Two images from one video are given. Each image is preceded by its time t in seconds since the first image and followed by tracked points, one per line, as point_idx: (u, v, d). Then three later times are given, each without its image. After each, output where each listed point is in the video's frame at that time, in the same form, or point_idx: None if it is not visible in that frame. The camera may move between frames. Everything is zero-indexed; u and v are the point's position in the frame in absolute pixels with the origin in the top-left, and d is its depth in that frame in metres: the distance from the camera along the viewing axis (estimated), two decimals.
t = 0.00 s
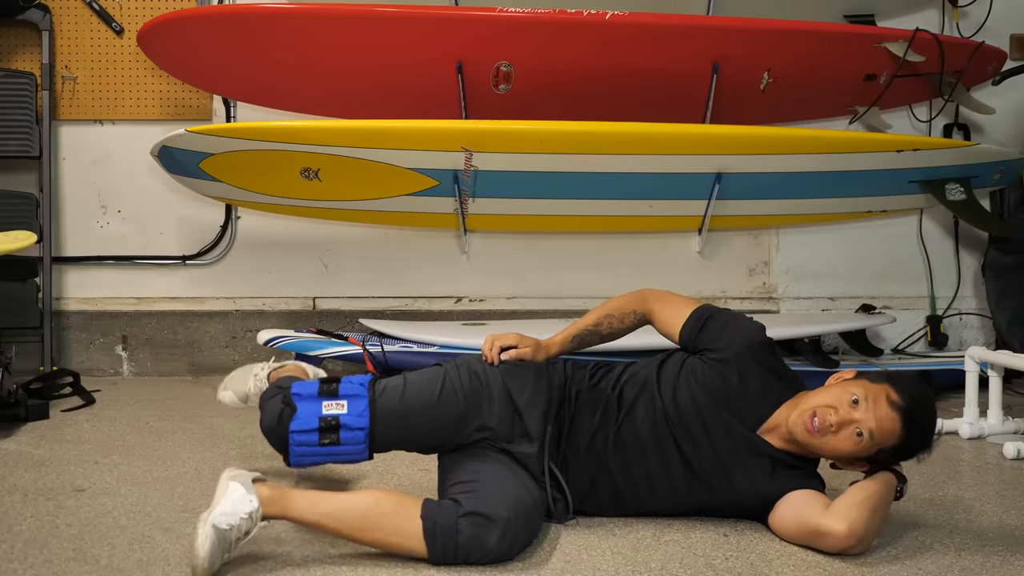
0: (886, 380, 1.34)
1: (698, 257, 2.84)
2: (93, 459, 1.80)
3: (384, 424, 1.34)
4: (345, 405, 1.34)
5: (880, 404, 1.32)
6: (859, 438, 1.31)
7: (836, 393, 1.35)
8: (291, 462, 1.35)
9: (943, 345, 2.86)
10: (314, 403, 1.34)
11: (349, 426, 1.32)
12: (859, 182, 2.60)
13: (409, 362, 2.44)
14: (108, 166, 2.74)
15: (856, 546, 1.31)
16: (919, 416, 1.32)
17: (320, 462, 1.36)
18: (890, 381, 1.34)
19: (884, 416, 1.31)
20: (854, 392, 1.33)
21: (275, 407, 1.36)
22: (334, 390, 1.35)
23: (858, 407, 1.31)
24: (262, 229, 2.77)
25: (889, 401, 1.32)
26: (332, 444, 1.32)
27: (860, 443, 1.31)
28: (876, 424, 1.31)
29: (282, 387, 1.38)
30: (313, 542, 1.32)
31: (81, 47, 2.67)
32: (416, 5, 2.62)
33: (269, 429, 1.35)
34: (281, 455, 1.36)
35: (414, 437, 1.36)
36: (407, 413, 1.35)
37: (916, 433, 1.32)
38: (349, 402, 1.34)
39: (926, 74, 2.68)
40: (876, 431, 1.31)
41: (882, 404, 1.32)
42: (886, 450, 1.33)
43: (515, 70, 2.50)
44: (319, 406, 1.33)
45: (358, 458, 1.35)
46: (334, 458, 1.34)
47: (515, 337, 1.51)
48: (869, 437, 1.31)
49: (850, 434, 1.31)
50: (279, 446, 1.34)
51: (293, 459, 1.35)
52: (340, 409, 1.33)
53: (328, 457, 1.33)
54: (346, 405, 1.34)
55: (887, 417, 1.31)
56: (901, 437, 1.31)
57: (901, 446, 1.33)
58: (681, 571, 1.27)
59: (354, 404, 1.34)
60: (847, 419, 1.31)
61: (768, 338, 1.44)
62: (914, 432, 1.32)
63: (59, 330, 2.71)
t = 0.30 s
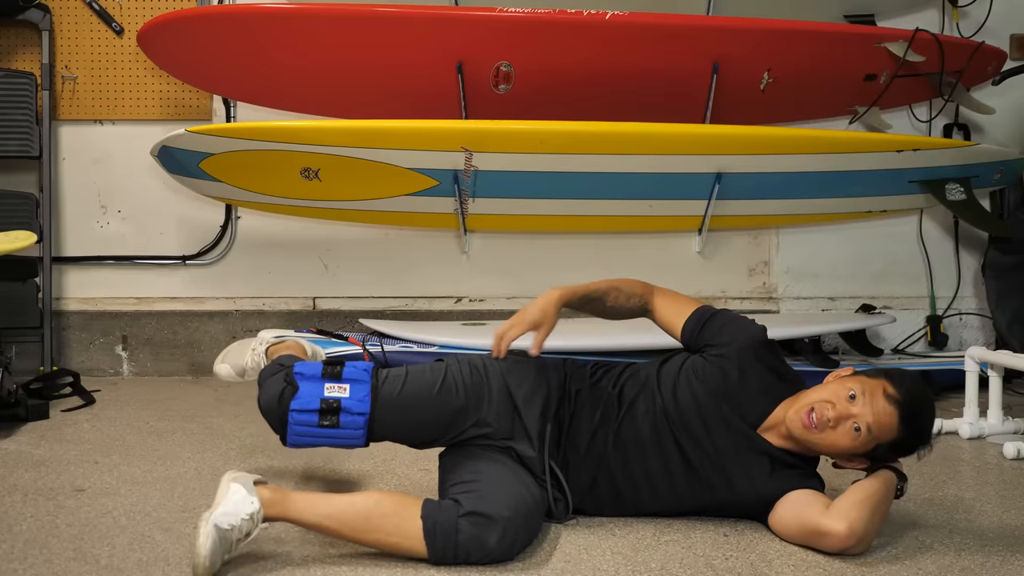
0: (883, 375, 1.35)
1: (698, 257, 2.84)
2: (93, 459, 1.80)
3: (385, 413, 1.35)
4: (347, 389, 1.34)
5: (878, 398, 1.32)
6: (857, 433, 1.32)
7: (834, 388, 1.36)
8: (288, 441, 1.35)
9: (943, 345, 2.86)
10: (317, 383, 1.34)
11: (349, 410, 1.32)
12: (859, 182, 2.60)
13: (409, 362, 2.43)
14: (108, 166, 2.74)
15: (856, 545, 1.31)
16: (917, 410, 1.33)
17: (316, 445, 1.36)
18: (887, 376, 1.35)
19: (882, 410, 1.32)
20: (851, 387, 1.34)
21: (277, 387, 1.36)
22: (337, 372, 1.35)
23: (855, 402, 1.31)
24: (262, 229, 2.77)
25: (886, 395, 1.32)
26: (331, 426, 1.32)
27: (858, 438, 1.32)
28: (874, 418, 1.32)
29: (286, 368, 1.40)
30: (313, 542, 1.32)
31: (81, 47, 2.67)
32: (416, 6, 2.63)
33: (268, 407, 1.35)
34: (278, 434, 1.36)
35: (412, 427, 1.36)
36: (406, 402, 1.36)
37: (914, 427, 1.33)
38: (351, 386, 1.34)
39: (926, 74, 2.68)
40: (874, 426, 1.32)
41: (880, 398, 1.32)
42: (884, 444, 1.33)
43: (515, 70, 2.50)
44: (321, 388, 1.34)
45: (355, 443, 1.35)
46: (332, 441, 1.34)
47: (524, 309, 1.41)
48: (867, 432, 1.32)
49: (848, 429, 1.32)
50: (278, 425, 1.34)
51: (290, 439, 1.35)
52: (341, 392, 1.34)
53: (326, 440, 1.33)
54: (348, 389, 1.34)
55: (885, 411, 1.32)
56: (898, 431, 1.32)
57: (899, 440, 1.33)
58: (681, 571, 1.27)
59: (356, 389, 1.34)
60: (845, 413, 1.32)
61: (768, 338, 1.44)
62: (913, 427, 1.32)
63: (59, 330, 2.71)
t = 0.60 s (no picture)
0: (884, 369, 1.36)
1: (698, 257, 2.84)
2: (93, 459, 1.80)
3: (383, 399, 1.33)
4: (348, 368, 1.32)
5: (879, 388, 1.33)
6: (857, 422, 1.32)
7: (835, 379, 1.36)
8: (284, 416, 1.33)
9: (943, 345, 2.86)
10: (320, 360, 1.33)
11: (349, 390, 1.31)
12: (859, 182, 2.60)
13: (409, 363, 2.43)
14: (108, 166, 2.74)
15: (859, 544, 1.30)
16: (917, 403, 1.33)
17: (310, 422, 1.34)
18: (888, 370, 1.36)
19: (882, 400, 1.32)
20: (852, 377, 1.35)
21: (279, 361, 1.34)
22: (341, 352, 1.34)
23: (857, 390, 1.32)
24: (262, 229, 2.77)
25: (887, 386, 1.33)
26: (329, 404, 1.31)
27: (857, 427, 1.32)
28: (874, 407, 1.32)
29: (290, 342, 1.38)
30: (313, 543, 1.32)
31: (81, 47, 2.67)
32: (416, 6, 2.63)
33: (268, 380, 1.33)
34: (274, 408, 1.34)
35: (410, 417, 1.35)
36: (407, 390, 1.35)
37: (915, 421, 1.33)
38: (353, 366, 1.33)
39: (926, 74, 2.68)
40: (874, 415, 1.32)
41: (881, 389, 1.33)
42: (885, 437, 1.33)
43: (515, 70, 2.50)
44: (323, 365, 1.32)
45: (349, 425, 1.34)
46: (327, 420, 1.32)
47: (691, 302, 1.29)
48: (867, 421, 1.32)
49: (848, 418, 1.32)
50: (275, 399, 1.32)
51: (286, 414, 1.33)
52: (343, 371, 1.32)
53: (321, 418, 1.32)
54: (349, 368, 1.33)
55: (886, 401, 1.32)
56: (898, 422, 1.33)
57: (899, 434, 1.33)
58: (681, 571, 1.27)
59: (357, 370, 1.33)
60: (846, 401, 1.32)
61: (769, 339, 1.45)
62: (913, 420, 1.33)
63: (59, 330, 2.71)
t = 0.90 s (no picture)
0: (883, 373, 1.36)
1: (698, 257, 2.84)
2: (93, 459, 1.80)
3: (381, 382, 1.32)
4: (351, 347, 1.31)
5: (877, 394, 1.33)
6: (854, 428, 1.32)
7: (833, 384, 1.36)
8: (283, 388, 1.32)
9: (943, 345, 2.86)
10: (325, 336, 1.32)
11: (348, 367, 1.30)
12: (860, 182, 2.60)
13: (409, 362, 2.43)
14: (108, 166, 2.74)
15: (857, 545, 1.30)
16: (917, 408, 1.33)
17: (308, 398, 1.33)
18: (886, 373, 1.36)
19: (880, 406, 1.32)
20: (850, 382, 1.34)
21: (284, 332, 1.34)
22: (346, 330, 1.33)
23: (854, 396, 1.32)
24: (261, 229, 2.77)
25: (885, 391, 1.33)
26: (328, 378, 1.29)
27: (854, 432, 1.32)
28: (870, 414, 1.32)
29: (298, 317, 1.37)
30: (312, 543, 1.32)
31: (81, 47, 2.67)
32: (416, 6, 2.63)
33: (270, 349, 1.32)
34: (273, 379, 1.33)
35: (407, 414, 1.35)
36: (405, 376, 1.33)
37: (914, 425, 1.33)
38: (356, 345, 1.32)
39: (926, 74, 2.68)
40: (871, 421, 1.32)
41: (879, 394, 1.33)
42: (883, 441, 1.33)
43: (515, 70, 2.50)
44: (327, 340, 1.31)
45: (346, 404, 1.32)
46: (325, 396, 1.31)
47: (575, 241, 1.32)
48: (863, 427, 1.32)
49: (845, 423, 1.32)
50: (275, 372, 1.31)
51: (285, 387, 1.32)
52: (346, 349, 1.31)
53: (320, 392, 1.30)
54: (352, 347, 1.31)
55: (883, 407, 1.32)
56: (896, 427, 1.33)
57: (896, 438, 1.34)
58: (681, 571, 1.27)
59: (360, 349, 1.31)
60: (842, 407, 1.32)
61: (770, 341, 1.44)
62: (911, 425, 1.33)
63: (59, 330, 2.71)
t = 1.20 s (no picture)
0: (882, 374, 1.36)
1: (698, 257, 2.84)
2: (93, 459, 1.80)
3: (386, 367, 1.32)
4: (359, 327, 1.31)
5: (876, 394, 1.33)
6: (854, 428, 1.32)
7: (833, 385, 1.36)
8: (288, 363, 1.32)
9: (942, 345, 2.86)
10: (334, 314, 1.31)
11: (356, 346, 1.30)
12: (860, 182, 2.60)
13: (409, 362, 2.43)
14: (108, 166, 2.74)
15: (857, 544, 1.30)
16: (916, 408, 1.33)
17: (310, 373, 1.32)
18: (885, 373, 1.36)
19: (880, 407, 1.32)
20: (850, 383, 1.35)
21: (292, 307, 1.33)
22: (355, 310, 1.33)
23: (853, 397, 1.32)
24: (261, 229, 2.77)
25: (884, 392, 1.33)
26: (335, 355, 1.29)
27: (854, 433, 1.32)
28: (870, 414, 1.32)
29: (305, 292, 1.36)
30: (312, 543, 1.32)
31: (81, 47, 2.67)
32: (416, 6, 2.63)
33: (277, 325, 1.31)
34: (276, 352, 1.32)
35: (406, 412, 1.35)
36: (410, 363, 1.33)
37: (913, 425, 1.33)
38: (364, 326, 1.32)
39: (926, 74, 2.68)
40: (871, 421, 1.32)
41: (878, 395, 1.33)
42: (883, 441, 1.34)
43: (515, 70, 2.50)
44: (336, 318, 1.31)
45: (349, 384, 1.32)
46: (329, 374, 1.30)
47: (571, 233, 1.34)
48: (863, 427, 1.32)
49: (845, 424, 1.32)
50: (281, 347, 1.31)
51: (289, 362, 1.31)
52: (354, 328, 1.31)
53: (324, 369, 1.30)
54: (360, 327, 1.31)
55: (883, 407, 1.32)
56: (896, 427, 1.33)
57: (896, 438, 1.34)
58: (681, 571, 1.27)
59: (369, 330, 1.31)
60: (842, 408, 1.32)
61: (770, 341, 1.44)
62: (911, 424, 1.33)
63: (59, 330, 2.71)
